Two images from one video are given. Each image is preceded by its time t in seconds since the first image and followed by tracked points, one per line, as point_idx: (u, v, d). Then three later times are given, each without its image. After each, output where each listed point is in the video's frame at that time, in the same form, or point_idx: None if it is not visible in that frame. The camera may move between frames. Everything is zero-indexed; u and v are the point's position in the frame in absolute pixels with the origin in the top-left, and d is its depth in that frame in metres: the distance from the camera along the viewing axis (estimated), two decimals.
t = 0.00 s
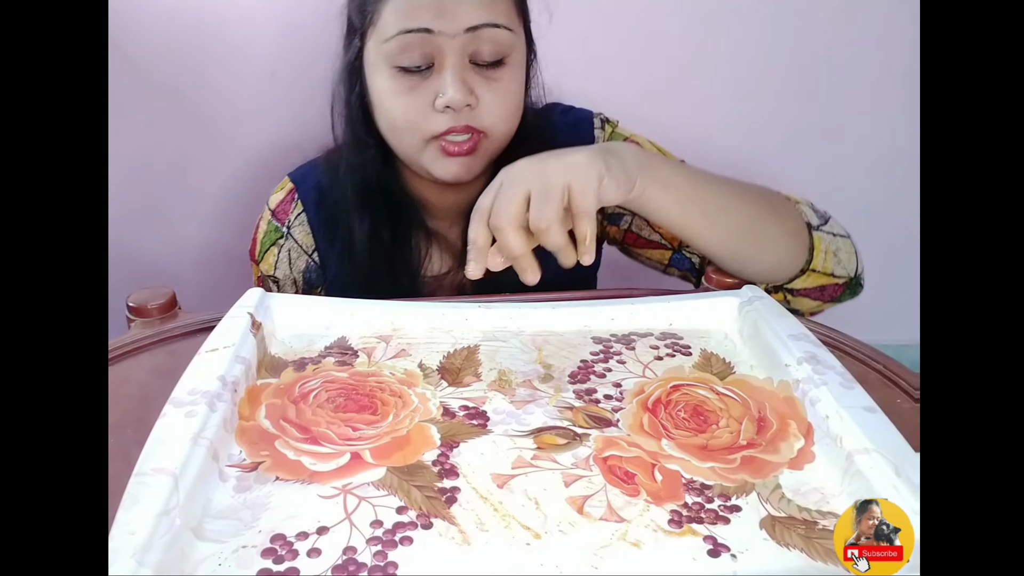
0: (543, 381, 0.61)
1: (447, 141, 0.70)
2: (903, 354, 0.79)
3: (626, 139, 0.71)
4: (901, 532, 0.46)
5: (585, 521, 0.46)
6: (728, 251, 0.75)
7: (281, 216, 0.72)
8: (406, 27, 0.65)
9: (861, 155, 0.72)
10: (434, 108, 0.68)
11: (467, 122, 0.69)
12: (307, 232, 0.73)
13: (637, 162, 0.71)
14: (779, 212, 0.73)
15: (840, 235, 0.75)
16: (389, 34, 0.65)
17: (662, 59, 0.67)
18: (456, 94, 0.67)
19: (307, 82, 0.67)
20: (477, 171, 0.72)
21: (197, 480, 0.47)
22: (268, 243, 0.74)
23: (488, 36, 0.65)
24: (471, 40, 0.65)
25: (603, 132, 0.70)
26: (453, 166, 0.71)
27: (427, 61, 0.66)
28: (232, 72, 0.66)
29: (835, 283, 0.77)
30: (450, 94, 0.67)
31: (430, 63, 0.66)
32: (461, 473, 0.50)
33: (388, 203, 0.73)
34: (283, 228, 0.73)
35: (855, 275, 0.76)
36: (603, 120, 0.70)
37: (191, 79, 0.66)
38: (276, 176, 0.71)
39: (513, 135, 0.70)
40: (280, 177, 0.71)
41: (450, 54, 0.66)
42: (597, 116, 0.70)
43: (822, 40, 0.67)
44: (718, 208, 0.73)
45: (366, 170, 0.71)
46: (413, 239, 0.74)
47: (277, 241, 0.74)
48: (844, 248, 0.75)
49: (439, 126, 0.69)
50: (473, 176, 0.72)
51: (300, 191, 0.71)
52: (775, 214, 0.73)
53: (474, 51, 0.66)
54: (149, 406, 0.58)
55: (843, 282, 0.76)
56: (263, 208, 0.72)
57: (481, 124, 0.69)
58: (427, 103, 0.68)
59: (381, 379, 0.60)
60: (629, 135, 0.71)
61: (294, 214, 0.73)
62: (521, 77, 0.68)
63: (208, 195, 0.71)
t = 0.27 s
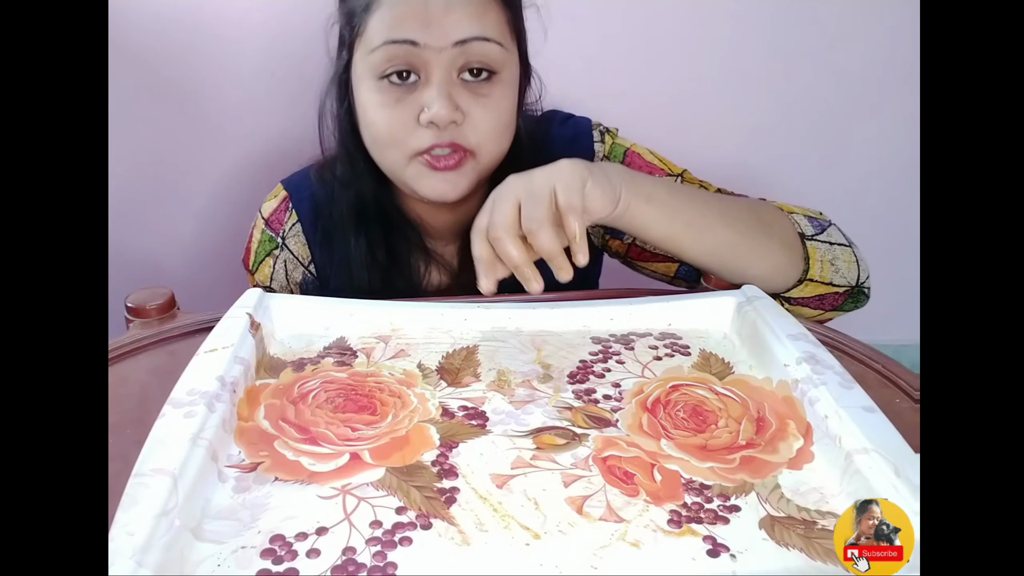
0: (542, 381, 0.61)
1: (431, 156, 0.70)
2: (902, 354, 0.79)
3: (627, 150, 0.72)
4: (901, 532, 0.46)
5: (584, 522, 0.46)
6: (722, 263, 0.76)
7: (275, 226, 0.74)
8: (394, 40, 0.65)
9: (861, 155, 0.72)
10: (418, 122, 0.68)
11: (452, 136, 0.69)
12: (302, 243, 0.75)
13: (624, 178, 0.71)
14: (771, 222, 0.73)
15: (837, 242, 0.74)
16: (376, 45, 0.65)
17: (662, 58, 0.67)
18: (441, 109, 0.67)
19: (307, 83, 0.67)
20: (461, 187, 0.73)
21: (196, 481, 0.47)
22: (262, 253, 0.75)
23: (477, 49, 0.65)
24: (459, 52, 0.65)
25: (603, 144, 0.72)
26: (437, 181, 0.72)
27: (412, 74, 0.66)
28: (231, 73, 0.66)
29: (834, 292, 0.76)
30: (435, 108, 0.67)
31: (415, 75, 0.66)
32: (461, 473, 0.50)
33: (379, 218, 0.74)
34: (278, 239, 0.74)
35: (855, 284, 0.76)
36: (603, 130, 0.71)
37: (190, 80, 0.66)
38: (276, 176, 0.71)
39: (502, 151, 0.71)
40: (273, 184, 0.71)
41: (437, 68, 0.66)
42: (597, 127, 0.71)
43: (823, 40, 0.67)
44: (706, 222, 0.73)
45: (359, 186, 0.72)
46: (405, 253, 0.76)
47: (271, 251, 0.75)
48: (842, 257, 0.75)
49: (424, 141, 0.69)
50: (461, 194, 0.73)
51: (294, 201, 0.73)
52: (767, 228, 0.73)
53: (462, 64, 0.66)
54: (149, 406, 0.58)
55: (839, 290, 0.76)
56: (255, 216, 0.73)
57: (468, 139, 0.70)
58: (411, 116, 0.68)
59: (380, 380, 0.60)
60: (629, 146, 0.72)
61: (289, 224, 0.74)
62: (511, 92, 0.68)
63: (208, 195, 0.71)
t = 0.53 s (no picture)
0: (542, 381, 0.61)
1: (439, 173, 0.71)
2: (903, 353, 0.79)
3: (625, 149, 0.76)
4: (901, 532, 0.46)
5: (584, 521, 0.46)
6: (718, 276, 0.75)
7: (276, 231, 0.76)
8: (396, 63, 0.64)
9: (861, 155, 0.72)
10: (424, 142, 0.68)
11: (458, 154, 0.70)
12: (304, 247, 0.78)
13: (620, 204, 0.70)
14: (768, 228, 0.73)
15: (839, 243, 0.74)
16: (377, 66, 0.65)
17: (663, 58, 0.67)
18: (446, 129, 0.67)
19: (307, 83, 0.67)
20: (468, 200, 0.75)
21: (196, 480, 0.47)
22: (265, 257, 0.78)
23: (480, 69, 0.65)
24: (462, 74, 0.65)
25: (602, 143, 0.75)
26: (445, 196, 0.73)
27: (416, 96, 0.66)
28: (231, 73, 0.66)
29: (836, 292, 0.76)
30: (440, 129, 0.67)
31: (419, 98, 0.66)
32: (461, 473, 0.50)
33: (378, 225, 0.77)
34: (279, 243, 0.77)
35: (857, 282, 0.75)
36: (601, 131, 0.74)
37: (191, 80, 0.66)
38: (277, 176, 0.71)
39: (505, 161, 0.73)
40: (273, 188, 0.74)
41: (442, 90, 0.65)
42: (595, 127, 0.74)
43: (823, 39, 0.67)
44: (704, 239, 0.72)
45: (361, 195, 0.75)
46: (404, 256, 0.79)
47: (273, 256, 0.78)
48: (844, 257, 0.74)
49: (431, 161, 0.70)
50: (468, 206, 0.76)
51: (294, 205, 0.76)
52: (763, 234, 0.73)
53: (465, 84, 0.66)
54: (149, 406, 0.58)
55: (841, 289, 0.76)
56: (256, 220, 0.76)
57: (473, 155, 0.71)
58: (417, 137, 0.68)
59: (380, 380, 0.60)
60: (627, 145, 0.75)
61: (290, 229, 0.77)
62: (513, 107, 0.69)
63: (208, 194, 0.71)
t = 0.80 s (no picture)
0: (542, 381, 0.61)
1: (437, 178, 0.73)
2: (902, 353, 0.79)
3: (621, 146, 0.75)
4: (901, 532, 0.46)
5: (583, 521, 0.46)
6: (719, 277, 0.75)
7: (274, 228, 0.76)
8: (392, 74, 0.65)
9: (860, 155, 0.72)
10: (423, 149, 0.70)
11: (456, 159, 0.71)
12: (302, 244, 0.78)
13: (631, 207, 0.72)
14: (773, 231, 0.73)
15: (836, 244, 0.74)
16: (375, 76, 0.66)
17: (662, 58, 0.67)
18: (444, 136, 0.69)
19: (307, 83, 0.67)
20: (466, 200, 0.76)
21: (196, 480, 0.47)
22: (263, 255, 0.77)
23: (477, 80, 0.66)
24: (459, 85, 0.66)
25: (598, 141, 0.74)
26: (444, 199, 0.75)
27: (414, 107, 0.67)
28: (231, 73, 0.66)
29: (831, 292, 0.76)
30: (438, 137, 0.69)
31: (417, 108, 0.67)
32: (461, 473, 0.50)
33: (376, 224, 0.77)
34: (277, 240, 0.77)
35: (851, 281, 0.76)
36: (597, 127, 0.73)
37: (190, 80, 0.66)
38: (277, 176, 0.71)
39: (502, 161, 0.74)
40: (272, 187, 0.73)
41: (440, 101, 0.66)
42: (591, 124, 0.73)
43: (822, 40, 0.67)
44: (707, 241, 0.72)
45: (359, 195, 0.75)
46: (402, 255, 0.79)
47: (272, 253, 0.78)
48: (840, 258, 0.74)
49: (429, 166, 0.71)
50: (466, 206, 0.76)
51: (292, 204, 0.75)
52: (767, 236, 0.73)
53: (463, 94, 0.66)
54: (149, 406, 0.58)
55: (834, 290, 0.76)
56: (254, 218, 0.75)
57: (470, 159, 0.72)
58: (415, 144, 0.69)
59: (380, 380, 0.60)
60: (623, 143, 0.74)
61: (288, 225, 0.77)
62: (508, 111, 0.70)
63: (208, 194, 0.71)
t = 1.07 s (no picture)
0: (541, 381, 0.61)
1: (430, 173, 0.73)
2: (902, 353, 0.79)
3: (611, 136, 0.72)
4: (901, 532, 0.46)
5: (583, 521, 0.46)
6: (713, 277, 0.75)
7: (271, 225, 0.75)
8: (386, 69, 0.66)
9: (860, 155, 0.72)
10: (417, 144, 0.70)
11: (450, 154, 0.72)
12: (300, 241, 0.77)
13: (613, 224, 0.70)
14: (761, 231, 0.73)
15: (825, 232, 0.74)
16: (369, 72, 0.67)
17: (661, 58, 0.67)
18: (439, 130, 0.69)
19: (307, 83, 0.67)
20: (460, 196, 0.75)
21: (196, 480, 0.47)
22: (261, 252, 0.77)
23: (470, 74, 0.67)
24: (452, 80, 0.67)
25: (589, 132, 0.72)
26: (439, 194, 0.75)
27: (408, 101, 0.68)
28: (231, 73, 0.66)
29: (825, 280, 0.76)
30: (432, 130, 0.69)
31: (411, 102, 0.68)
32: (460, 473, 0.50)
33: (373, 220, 0.76)
34: (275, 237, 0.76)
35: (844, 268, 0.76)
36: (587, 118, 0.71)
37: (190, 80, 0.66)
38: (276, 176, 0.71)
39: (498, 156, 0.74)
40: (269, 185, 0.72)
41: (433, 95, 0.67)
42: (581, 115, 0.71)
43: (821, 40, 0.67)
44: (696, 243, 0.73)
45: (354, 190, 0.74)
46: (400, 252, 0.78)
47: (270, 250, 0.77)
48: (830, 245, 0.74)
49: (424, 161, 0.72)
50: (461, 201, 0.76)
51: (289, 201, 0.74)
52: (755, 235, 0.73)
53: (456, 88, 0.67)
54: (148, 406, 0.58)
55: (829, 278, 0.76)
56: (253, 216, 0.74)
57: (465, 153, 0.72)
58: (410, 138, 0.70)
59: (379, 379, 0.60)
60: (613, 133, 0.72)
61: (285, 222, 0.76)
62: (503, 105, 0.70)
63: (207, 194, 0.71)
